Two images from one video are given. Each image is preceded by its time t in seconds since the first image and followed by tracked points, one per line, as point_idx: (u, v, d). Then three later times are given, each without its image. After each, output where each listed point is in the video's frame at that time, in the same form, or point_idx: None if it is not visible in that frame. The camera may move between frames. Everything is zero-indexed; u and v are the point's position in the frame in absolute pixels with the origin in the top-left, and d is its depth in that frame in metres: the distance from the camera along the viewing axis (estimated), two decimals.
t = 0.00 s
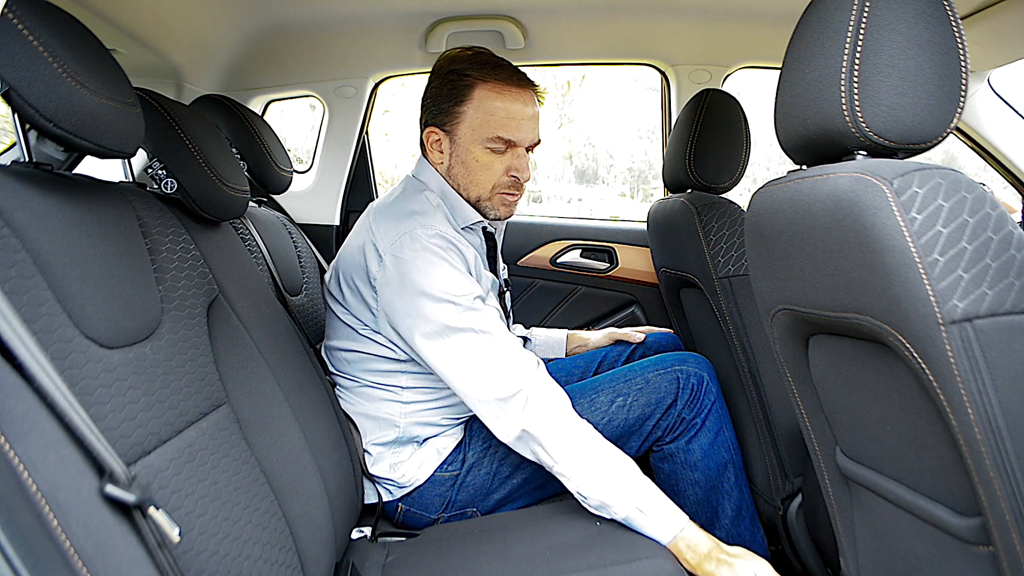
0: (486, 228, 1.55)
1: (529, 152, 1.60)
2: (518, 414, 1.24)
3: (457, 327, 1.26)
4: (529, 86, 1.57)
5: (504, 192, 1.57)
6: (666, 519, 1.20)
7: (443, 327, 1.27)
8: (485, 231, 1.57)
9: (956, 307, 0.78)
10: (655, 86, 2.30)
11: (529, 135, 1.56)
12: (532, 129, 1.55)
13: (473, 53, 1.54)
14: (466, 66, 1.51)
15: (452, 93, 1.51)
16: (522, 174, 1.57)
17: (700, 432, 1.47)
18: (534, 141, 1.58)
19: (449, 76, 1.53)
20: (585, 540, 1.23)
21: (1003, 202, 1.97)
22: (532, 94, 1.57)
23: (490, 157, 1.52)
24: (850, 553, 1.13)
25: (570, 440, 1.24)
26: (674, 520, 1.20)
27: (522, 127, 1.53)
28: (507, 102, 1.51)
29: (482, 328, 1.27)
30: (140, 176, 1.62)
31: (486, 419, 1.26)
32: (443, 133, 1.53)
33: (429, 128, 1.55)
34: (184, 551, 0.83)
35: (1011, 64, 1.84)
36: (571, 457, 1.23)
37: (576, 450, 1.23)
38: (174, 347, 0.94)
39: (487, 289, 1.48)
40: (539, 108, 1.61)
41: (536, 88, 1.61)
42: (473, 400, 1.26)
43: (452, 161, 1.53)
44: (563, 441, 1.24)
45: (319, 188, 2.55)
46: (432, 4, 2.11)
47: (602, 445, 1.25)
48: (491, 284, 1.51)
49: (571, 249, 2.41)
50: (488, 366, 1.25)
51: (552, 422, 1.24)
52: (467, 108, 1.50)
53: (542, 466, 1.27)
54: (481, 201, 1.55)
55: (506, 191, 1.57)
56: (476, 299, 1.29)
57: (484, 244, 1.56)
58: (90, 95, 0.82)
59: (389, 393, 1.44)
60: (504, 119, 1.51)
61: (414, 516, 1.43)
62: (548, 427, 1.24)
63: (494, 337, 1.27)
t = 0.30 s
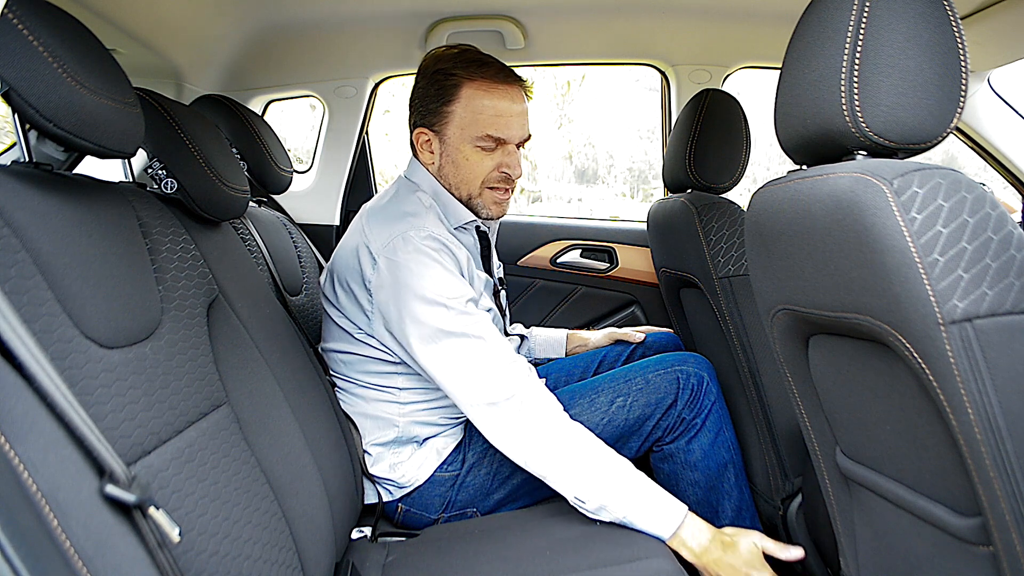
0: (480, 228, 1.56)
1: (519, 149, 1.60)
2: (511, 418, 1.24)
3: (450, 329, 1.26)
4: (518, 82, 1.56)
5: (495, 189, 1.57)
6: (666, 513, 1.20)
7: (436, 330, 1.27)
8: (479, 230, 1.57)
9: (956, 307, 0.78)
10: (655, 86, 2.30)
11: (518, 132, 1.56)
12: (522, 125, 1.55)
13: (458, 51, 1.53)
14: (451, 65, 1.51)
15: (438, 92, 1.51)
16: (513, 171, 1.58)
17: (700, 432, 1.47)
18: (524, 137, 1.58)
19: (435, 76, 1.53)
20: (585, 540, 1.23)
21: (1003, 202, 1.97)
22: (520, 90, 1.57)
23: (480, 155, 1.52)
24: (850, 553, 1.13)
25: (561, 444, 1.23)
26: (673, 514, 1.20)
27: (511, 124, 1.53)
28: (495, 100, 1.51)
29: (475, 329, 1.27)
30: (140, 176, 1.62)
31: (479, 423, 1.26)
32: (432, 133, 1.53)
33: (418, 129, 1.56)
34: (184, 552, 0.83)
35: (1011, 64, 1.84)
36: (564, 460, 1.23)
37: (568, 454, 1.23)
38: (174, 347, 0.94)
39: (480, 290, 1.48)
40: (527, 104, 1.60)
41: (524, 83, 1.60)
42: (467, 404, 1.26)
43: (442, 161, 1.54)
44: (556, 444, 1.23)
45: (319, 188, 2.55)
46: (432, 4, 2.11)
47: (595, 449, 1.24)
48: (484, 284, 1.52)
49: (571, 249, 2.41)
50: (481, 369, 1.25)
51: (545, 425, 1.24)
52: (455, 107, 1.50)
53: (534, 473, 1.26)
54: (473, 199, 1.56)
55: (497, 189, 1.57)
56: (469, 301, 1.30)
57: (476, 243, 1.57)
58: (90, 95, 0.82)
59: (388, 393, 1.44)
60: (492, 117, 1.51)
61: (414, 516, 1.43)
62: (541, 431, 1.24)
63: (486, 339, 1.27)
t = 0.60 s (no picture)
0: (478, 227, 1.57)
1: (518, 147, 1.60)
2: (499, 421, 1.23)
3: (444, 329, 1.26)
4: (516, 81, 1.56)
5: (495, 187, 1.57)
6: (654, 503, 1.21)
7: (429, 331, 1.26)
8: (478, 229, 1.58)
9: (956, 307, 0.78)
10: (655, 87, 2.30)
11: (518, 131, 1.56)
12: (521, 124, 1.55)
13: (456, 50, 1.53)
14: (450, 64, 1.51)
15: (437, 92, 1.51)
16: (512, 170, 1.58)
17: (700, 432, 1.47)
18: (524, 135, 1.58)
19: (434, 75, 1.53)
20: (585, 539, 1.23)
21: (1003, 202, 1.97)
22: (519, 88, 1.57)
23: (480, 154, 1.52)
24: (850, 553, 1.13)
25: (547, 449, 1.20)
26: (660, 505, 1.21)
27: (510, 123, 1.53)
28: (494, 98, 1.51)
29: (469, 331, 1.27)
30: (140, 176, 1.62)
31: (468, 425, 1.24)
32: (432, 132, 1.53)
33: (417, 128, 1.55)
34: (184, 552, 0.82)
35: (1011, 64, 1.84)
36: (549, 467, 1.20)
37: (555, 460, 1.20)
38: (174, 347, 0.94)
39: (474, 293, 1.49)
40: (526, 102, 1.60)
41: (523, 82, 1.60)
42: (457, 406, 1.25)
43: (442, 160, 1.53)
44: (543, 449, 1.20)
45: (319, 188, 2.55)
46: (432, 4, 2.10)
47: (582, 455, 1.21)
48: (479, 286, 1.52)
49: (571, 249, 2.41)
50: (472, 370, 1.24)
51: (534, 428, 1.22)
52: (455, 106, 1.50)
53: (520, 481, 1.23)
54: (473, 198, 1.56)
55: (497, 187, 1.57)
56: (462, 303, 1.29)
57: (474, 243, 1.57)
58: (90, 95, 0.82)
59: (388, 393, 1.44)
60: (491, 116, 1.51)
61: (414, 516, 1.43)
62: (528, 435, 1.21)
63: (482, 340, 1.27)
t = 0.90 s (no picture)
0: (477, 227, 1.57)
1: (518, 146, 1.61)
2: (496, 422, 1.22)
3: (441, 328, 1.26)
4: (514, 79, 1.56)
5: (496, 186, 1.57)
6: (648, 504, 1.20)
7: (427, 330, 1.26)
8: (477, 229, 1.58)
9: (956, 307, 0.78)
10: (655, 87, 2.30)
11: (517, 128, 1.56)
12: (521, 122, 1.56)
13: (454, 50, 1.54)
14: (449, 63, 1.51)
15: (437, 91, 1.52)
16: (513, 168, 1.58)
17: (700, 432, 1.47)
18: (523, 134, 1.59)
19: (433, 75, 1.53)
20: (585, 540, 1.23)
21: (1003, 202, 1.97)
22: (517, 86, 1.58)
23: (480, 152, 1.52)
24: (850, 553, 1.13)
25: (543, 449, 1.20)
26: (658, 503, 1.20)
27: (511, 121, 1.53)
28: (494, 97, 1.51)
29: (467, 330, 1.27)
30: (140, 176, 1.62)
31: (466, 424, 1.25)
32: (432, 131, 1.53)
33: (417, 128, 1.55)
34: (184, 552, 0.82)
35: (1011, 64, 1.84)
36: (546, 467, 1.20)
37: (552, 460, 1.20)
38: (174, 347, 0.94)
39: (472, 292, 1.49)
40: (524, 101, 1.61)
41: (520, 80, 1.61)
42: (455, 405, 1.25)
43: (442, 159, 1.53)
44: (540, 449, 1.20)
45: (319, 188, 2.55)
46: (432, 5, 2.10)
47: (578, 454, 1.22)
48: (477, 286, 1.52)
49: (571, 249, 2.41)
50: (470, 369, 1.24)
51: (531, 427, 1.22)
52: (455, 105, 1.50)
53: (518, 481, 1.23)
54: (474, 197, 1.55)
55: (498, 186, 1.57)
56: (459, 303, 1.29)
57: (472, 242, 1.57)
58: (90, 95, 0.82)
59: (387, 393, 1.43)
60: (492, 114, 1.51)
61: (414, 516, 1.43)
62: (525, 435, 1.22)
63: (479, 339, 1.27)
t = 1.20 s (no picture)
0: (472, 225, 1.56)
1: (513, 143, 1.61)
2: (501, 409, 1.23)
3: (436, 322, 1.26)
4: (509, 76, 1.57)
5: (490, 183, 1.57)
6: (654, 446, 1.23)
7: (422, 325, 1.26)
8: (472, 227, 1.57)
9: (956, 307, 0.78)
10: (655, 87, 2.30)
11: (511, 125, 1.56)
12: (516, 119, 1.56)
13: (450, 48, 1.55)
14: (444, 60, 1.52)
15: (432, 88, 1.52)
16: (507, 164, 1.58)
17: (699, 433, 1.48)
18: (517, 130, 1.59)
19: (428, 72, 1.53)
20: (586, 540, 1.23)
21: (1003, 202, 1.97)
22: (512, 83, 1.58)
23: (474, 148, 1.52)
24: (850, 552, 1.13)
25: (545, 425, 1.23)
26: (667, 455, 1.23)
27: (505, 117, 1.53)
28: (488, 93, 1.51)
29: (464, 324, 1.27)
30: (140, 176, 1.62)
31: (464, 411, 1.25)
32: (427, 128, 1.54)
33: (413, 125, 1.56)
34: (184, 552, 0.82)
35: (1011, 64, 1.84)
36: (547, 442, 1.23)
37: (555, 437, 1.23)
38: (174, 347, 0.94)
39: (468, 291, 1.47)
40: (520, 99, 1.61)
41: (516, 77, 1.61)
42: (454, 395, 1.25)
43: (437, 155, 1.54)
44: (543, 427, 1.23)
45: (319, 188, 2.54)
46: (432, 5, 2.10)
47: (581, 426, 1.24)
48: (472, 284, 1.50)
49: (571, 249, 2.41)
50: (469, 362, 1.24)
51: (534, 410, 1.24)
52: (449, 101, 1.51)
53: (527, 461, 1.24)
54: (467, 193, 1.55)
55: (491, 182, 1.57)
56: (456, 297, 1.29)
57: (469, 240, 1.55)
58: (90, 95, 0.82)
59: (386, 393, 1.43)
60: (486, 110, 1.51)
61: (414, 517, 1.43)
62: (528, 412, 1.24)
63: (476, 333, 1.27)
